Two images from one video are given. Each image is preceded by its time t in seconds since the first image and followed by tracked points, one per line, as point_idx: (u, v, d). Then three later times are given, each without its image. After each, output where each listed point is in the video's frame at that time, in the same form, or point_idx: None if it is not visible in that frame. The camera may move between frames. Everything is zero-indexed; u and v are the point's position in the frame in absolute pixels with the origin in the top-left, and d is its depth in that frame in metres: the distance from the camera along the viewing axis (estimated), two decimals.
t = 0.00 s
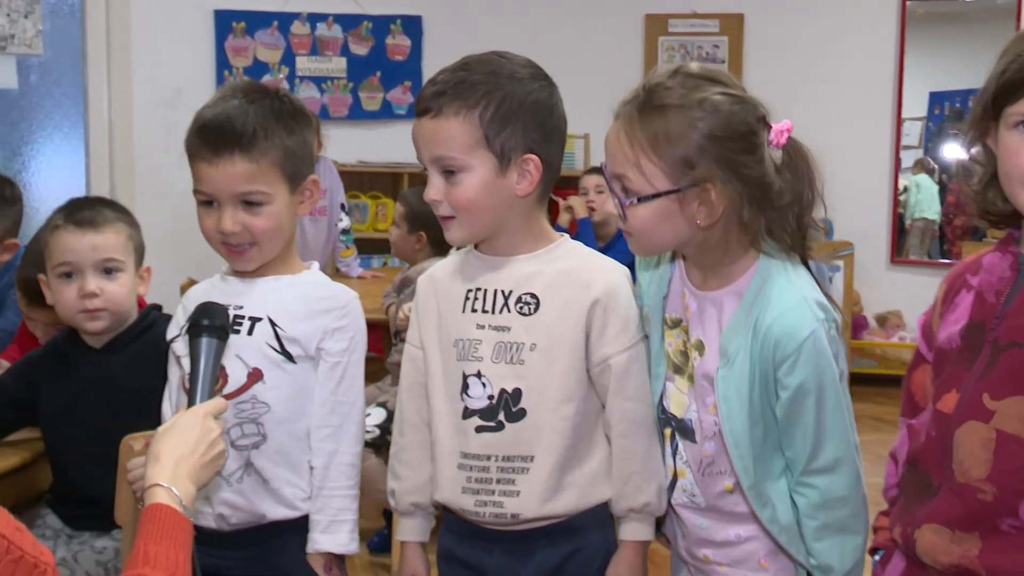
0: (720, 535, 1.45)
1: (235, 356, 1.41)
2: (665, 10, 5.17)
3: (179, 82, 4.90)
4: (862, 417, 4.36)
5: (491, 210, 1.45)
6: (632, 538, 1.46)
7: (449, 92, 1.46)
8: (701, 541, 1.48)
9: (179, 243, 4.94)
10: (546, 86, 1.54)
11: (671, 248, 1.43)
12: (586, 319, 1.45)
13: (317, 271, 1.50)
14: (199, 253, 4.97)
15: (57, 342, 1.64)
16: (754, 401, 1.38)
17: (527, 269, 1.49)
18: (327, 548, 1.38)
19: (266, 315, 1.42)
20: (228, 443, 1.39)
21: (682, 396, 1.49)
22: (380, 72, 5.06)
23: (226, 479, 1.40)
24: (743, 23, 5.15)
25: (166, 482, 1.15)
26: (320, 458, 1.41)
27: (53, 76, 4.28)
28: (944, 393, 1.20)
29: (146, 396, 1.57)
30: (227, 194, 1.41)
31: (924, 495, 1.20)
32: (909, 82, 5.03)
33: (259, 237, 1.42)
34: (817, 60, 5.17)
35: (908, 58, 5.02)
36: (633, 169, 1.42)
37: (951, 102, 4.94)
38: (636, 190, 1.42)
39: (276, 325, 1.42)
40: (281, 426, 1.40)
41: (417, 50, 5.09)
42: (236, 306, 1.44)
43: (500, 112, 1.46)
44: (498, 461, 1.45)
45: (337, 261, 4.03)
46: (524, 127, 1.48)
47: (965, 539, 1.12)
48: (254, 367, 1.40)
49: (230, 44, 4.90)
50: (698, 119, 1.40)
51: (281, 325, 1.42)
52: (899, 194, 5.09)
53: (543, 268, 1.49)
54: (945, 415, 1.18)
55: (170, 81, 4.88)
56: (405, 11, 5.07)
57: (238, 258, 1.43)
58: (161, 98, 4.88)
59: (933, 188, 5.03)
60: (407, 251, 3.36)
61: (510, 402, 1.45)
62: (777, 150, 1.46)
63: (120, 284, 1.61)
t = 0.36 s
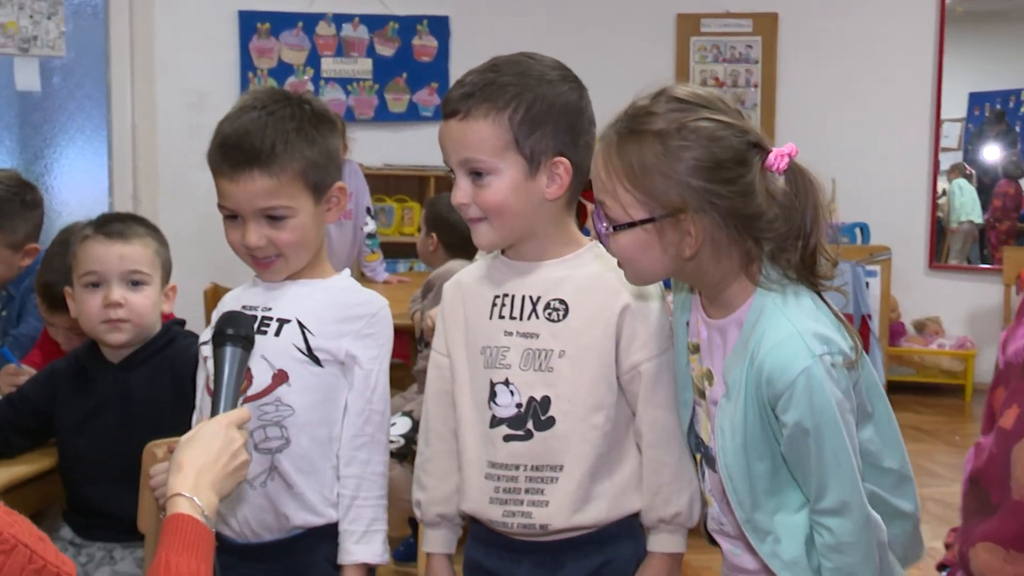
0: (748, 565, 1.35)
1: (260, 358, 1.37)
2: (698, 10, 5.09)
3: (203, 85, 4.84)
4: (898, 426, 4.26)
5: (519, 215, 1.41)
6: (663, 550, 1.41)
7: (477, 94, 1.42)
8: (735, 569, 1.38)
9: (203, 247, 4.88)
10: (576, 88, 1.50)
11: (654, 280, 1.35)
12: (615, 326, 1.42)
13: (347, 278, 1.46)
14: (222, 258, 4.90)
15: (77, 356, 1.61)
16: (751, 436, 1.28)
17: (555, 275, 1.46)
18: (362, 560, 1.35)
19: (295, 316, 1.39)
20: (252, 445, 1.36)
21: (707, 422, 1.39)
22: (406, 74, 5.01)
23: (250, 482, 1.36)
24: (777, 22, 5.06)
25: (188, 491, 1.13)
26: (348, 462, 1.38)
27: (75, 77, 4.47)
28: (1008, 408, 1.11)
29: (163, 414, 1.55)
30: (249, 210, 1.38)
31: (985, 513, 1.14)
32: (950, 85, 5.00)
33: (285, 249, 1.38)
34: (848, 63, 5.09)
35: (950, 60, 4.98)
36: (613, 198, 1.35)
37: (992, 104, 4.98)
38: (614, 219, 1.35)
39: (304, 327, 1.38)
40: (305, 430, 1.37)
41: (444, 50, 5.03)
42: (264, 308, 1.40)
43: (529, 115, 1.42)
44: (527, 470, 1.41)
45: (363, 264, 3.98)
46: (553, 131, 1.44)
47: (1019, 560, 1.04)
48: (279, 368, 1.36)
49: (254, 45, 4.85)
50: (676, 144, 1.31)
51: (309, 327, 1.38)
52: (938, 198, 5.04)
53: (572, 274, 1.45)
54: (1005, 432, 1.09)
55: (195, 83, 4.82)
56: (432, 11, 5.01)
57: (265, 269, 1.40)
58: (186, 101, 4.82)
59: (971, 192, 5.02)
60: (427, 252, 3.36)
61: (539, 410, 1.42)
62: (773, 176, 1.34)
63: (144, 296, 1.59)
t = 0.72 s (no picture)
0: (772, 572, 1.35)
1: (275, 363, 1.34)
2: (725, 8, 5.00)
3: (224, 86, 4.82)
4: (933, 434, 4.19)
5: (537, 219, 1.38)
6: (689, 558, 1.38)
7: (494, 97, 1.39)
8: None
9: (225, 252, 4.88)
10: (594, 91, 1.46)
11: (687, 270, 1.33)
12: (636, 331, 1.38)
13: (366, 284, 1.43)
14: (244, 261, 4.90)
15: (97, 360, 1.58)
16: (777, 429, 1.27)
17: (575, 279, 1.42)
18: (373, 573, 1.32)
19: (312, 322, 1.35)
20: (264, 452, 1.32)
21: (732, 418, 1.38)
22: (429, 74, 4.96)
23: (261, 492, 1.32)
24: (807, 19, 4.96)
25: (209, 500, 1.11)
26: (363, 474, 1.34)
27: (93, 79, 4.30)
28: None
29: (178, 422, 1.51)
30: (273, 205, 1.35)
31: None
32: (986, 84, 4.94)
33: (306, 249, 1.35)
34: (876, 62, 5.01)
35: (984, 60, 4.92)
36: (641, 187, 1.33)
37: None
38: (643, 208, 1.33)
39: (321, 333, 1.35)
40: (318, 439, 1.33)
41: (468, 50, 4.97)
42: (281, 313, 1.37)
43: (547, 118, 1.39)
44: (549, 478, 1.38)
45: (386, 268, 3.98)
46: (571, 133, 1.41)
47: None
48: (293, 375, 1.33)
49: (275, 45, 4.84)
50: (702, 128, 1.29)
51: (327, 334, 1.35)
52: (973, 200, 4.97)
53: (592, 278, 1.42)
54: None
55: (215, 85, 4.81)
56: (455, 10, 4.97)
57: (284, 269, 1.37)
58: (205, 102, 4.81)
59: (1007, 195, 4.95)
60: (443, 258, 3.31)
61: (560, 416, 1.38)
62: (799, 161, 1.32)
63: (167, 308, 1.57)
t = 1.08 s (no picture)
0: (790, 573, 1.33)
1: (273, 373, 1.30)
2: (751, 6, 4.96)
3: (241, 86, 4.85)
4: (962, 442, 4.13)
5: (546, 231, 1.34)
6: (713, 567, 1.34)
7: (498, 107, 1.35)
8: None
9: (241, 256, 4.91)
10: (607, 97, 1.41)
11: (748, 250, 1.31)
12: (653, 336, 1.35)
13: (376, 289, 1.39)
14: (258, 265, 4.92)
15: (113, 365, 1.56)
16: (822, 407, 1.27)
17: (590, 284, 1.39)
18: None
19: (313, 331, 1.32)
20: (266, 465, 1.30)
21: (754, 411, 1.37)
22: (448, 74, 4.94)
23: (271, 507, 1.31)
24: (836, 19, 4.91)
25: (227, 512, 1.08)
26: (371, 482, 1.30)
27: (110, 79, 4.18)
28: None
29: (193, 433, 1.50)
30: (289, 200, 1.33)
31: None
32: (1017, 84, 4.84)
33: (319, 248, 1.32)
34: (898, 63, 4.95)
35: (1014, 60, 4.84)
36: (687, 173, 1.32)
37: None
38: (694, 194, 1.32)
39: (322, 342, 1.32)
40: (318, 451, 1.30)
41: (488, 49, 4.94)
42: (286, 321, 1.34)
43: (557, 123, 1.35)
44: (568, 487, 1.35)
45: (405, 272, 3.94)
46: (583, 137, 1.37)
47: None
48: (293, 387, 1.30)
49: (292, 45, 4.84)
50: (738, 100, 1.31)
51: (327, 343, 1.31)
52: (1004, 204, 4.88)
53: (608, 282, 1.38)
54: None
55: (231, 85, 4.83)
56: (476, 10, 4.94)
57: (296, 269, 1.34)
58: (222, 104, 4.84)
59: None
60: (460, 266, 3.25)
61: (578, 424, 1.35)
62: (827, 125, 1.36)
63: (179, 318, 1.54)
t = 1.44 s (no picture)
0: None
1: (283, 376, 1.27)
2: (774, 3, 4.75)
3: (253, 86, 4.63)
4: (990, 450, 4.06)
5: (564, 232, 1.31)
6: None
7: (517, 107, 1.32)
8: None
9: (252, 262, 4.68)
10: (625, 97, 1.38)
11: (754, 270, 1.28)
12: (671, 344, 1.32)
13: (390, 288, 1.37)
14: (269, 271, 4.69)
15: (120, 373, 1.54)
16: (844, 417, 1.24)
17: (608, 290, 1.36)
18: None
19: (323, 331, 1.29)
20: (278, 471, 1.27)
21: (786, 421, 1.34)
22: (464, 74, 4.77)
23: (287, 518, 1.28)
24: (859, 16, 4.71)
25: (242, 521, 1.06)
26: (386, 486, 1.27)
27: (121, 79, 4.24)
28: None
29: (205, 442, 1.47)
30: (290, 198, 1.31)
31: None
32: None
33: (320, 248, 1.30)
34: (934, 60, 4.72)
35: None
36: (689, 198, 1.29)
37: None
38: (697, 218, 1.29)
39: (333, 342, 1.28)
40: (331, 455, 1.27)
41: (505, 49, 4.75)
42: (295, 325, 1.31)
43: (575, 123, 1.32)
44: (584, 496, 1.32)
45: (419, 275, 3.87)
46: (600, 137, 1.34)
47: None
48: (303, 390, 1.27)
49: (305, 44, 4.64)
50: (740, 123, 1.27)
51: (338, 344, 1.28)
52: None
53: (625, 288, 1.35)
54: None
55: (243, 85, 4.61)
56: (492, 9, 4.75)
57: (297, 271, 1.32)
58: (233, 104, 4.61)
59: None
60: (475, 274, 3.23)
61: (594, 432, 1.32)
62: (836, 136, 1.31)
63: (185, 319, 1.54)
